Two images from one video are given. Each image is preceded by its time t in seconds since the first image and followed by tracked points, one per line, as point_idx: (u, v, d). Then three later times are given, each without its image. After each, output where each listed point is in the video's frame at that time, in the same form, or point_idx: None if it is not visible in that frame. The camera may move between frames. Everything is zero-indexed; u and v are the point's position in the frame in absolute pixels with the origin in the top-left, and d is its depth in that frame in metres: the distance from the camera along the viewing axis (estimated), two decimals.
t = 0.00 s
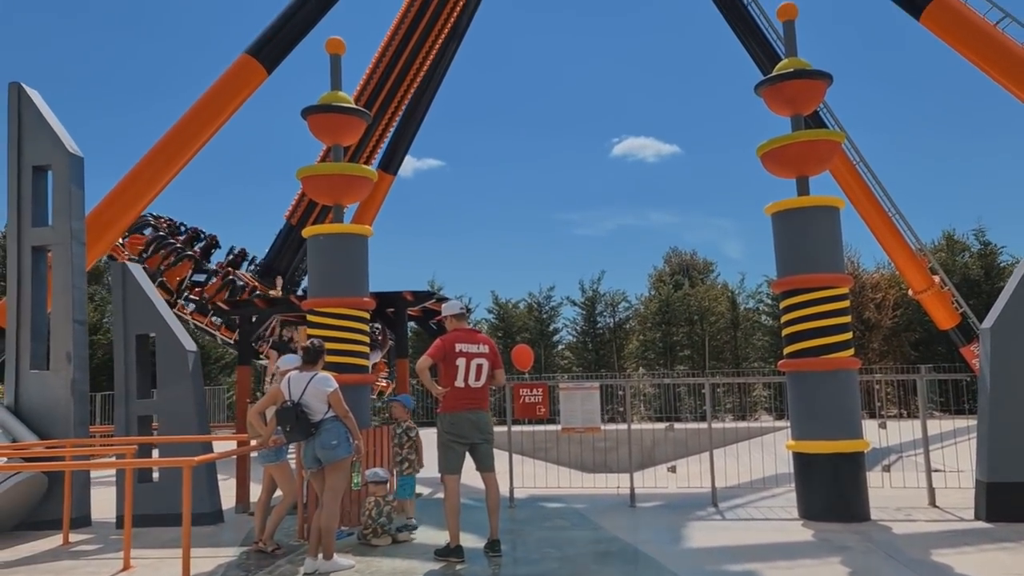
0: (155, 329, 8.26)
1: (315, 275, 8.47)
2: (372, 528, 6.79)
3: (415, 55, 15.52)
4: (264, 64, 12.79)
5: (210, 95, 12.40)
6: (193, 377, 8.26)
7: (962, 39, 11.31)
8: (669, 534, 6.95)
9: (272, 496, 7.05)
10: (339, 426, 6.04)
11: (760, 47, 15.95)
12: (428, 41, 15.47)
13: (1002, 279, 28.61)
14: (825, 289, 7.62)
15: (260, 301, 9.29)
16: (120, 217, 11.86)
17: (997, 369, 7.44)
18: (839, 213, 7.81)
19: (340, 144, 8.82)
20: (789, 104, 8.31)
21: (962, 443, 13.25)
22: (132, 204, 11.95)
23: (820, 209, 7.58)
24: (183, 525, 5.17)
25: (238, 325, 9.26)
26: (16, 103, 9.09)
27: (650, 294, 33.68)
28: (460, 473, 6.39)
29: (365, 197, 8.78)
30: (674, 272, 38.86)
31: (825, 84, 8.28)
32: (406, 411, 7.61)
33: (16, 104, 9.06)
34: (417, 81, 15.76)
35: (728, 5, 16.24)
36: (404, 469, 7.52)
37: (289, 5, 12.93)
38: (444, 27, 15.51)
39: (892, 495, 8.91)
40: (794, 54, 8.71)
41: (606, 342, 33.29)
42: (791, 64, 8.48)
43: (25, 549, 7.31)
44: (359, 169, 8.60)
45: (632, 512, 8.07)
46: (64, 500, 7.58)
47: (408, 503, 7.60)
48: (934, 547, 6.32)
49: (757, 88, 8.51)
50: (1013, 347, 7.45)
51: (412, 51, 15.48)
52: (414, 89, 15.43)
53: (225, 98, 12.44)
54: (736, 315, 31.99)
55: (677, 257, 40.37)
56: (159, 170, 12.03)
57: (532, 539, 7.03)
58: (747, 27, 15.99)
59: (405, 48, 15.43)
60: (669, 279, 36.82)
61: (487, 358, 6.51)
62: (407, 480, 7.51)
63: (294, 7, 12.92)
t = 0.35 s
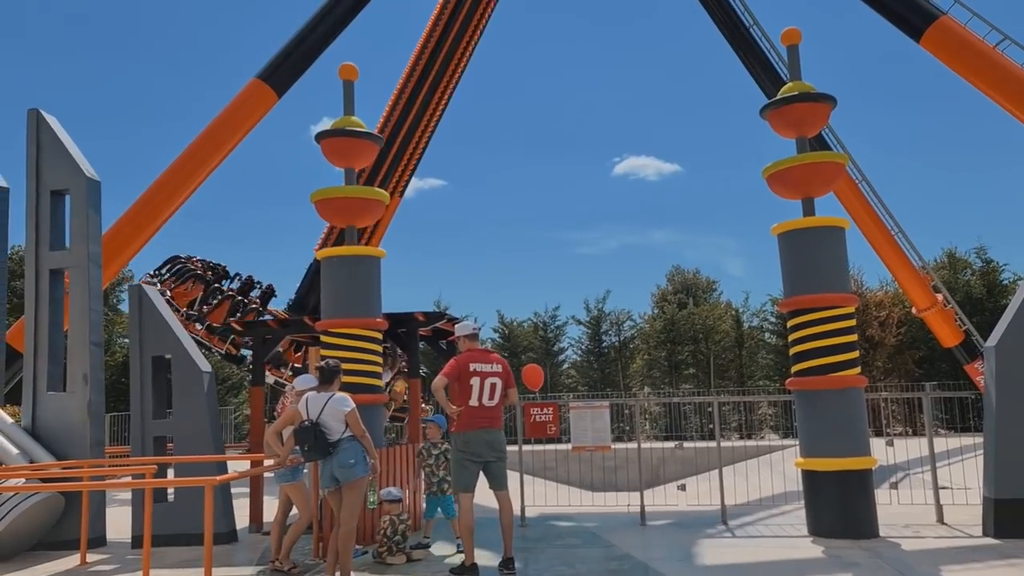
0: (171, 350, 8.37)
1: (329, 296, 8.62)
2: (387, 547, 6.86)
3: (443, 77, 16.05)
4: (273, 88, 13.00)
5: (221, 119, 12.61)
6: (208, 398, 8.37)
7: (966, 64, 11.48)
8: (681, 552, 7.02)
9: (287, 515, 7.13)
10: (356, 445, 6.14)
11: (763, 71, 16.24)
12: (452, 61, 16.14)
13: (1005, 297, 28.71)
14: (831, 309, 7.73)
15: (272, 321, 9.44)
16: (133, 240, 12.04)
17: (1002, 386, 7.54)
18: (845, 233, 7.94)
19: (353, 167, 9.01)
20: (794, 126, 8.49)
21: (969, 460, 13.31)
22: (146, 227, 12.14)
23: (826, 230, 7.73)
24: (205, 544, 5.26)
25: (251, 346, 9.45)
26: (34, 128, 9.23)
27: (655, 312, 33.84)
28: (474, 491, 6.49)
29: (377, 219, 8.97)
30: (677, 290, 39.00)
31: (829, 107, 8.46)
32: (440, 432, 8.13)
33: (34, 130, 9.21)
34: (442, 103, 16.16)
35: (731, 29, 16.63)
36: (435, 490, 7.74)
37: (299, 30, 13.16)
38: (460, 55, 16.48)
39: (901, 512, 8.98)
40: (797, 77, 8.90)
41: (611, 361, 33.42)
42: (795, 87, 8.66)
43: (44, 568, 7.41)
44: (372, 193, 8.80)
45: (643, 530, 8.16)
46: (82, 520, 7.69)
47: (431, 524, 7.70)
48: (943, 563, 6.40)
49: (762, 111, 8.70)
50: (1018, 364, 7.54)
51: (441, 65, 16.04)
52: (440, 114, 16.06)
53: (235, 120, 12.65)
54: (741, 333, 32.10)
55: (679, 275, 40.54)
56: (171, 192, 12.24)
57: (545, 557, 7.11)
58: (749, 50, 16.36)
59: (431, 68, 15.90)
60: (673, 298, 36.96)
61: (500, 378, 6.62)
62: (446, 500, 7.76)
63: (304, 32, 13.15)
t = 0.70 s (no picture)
0: (186, 351, 8.47)
1: (342, 297, 8.73)
2: (403, 543, 6.96)
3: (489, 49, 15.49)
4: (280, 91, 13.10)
5: (229, 122, 12.73)
6: (223, 398, 8.47)
7: (970, 62, 11.57)
8: (693, 547, 7.12)
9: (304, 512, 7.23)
10: (373, 443, 6.24)
11: (767, 73, 16.33)
12: (486, 65, 15.52)
13: (1007, 293, 28.77)
14: (839, 307, 7.83)
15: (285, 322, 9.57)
16: (143, 243, 12.15)
17: (1008, 381, 7.63)
18: (852, 231, 8.03)
19: (365, 169, 9.22)
20: (801, 127, 8.60)
21: (975, 455, 13.40)
22: (155, 231, 12.25)
23: (833, 228, 7.83)
24: (228, 541, 5.34)
25: (265, 347, 9.61)
26: (48, 132, 9.32)
27: (659, 311, 34.00)
28: (489, 487, 6.59)
29: (388, 220, 9.30)
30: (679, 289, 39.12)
31: (835, 107, 8.58)
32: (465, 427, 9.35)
33: (48, 134, 9.30)
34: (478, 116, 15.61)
35: (736, 30, 16.73)
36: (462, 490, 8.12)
37: (307, 32, 13.25)
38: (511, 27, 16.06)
39: (908, 506, 9.08)
40: (804, 77, 9.00)
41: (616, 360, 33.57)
42: (802, 88, 8.77)
43: (63, 567, 7.51)
44: (382, 195, 9.12)
45: (653, 526, 8.26)
46: (100, 519, 7.79)
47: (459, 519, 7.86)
48: (952, 555, 6.49)
49: (769, 111, 8.80)
50: None
51: (489, 39, 15.59)
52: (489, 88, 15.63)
53: (243, 123, 12.76)
54: (744, 331, 32.23)
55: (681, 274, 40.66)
56: (180, 195, 12.34)
57: (559, 552, 7.21)
58: (754, 50, 16.44)
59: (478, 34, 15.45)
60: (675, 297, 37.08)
61: (515, 376, 6.73)
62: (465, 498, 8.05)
63: (312, 34, 13.25)
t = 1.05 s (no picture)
0: (191, 352, 8.51)
1: (346, 298, 8.79)
2: (409, 542, 7.02)
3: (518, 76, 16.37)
4: (282, 91, 13.13)
5: (231, 123, 12.76)
6: (227, 398, 8.51)
7: (970, 67, 11.64)
8: (697, 546, 7.16)
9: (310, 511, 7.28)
10: (379, 443, 6.31)
11: (767, 74, 16.41)
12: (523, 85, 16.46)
13: (1005, 294, 28.88)
14: (839, 308, 7.90)
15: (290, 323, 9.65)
16: (145, 244, 12.18)
17: (1007, 382, 7.70)
18: (853, 233, 8.11)
19: (367, 171, 9.33)
20: (801, 129, 8.67)
21: (973, 455, 13.49)
22: (158, 231, 12.28)
23: (835, 230, 7.90)
24: (239, 541, 5.39)
25: (269, 347, 9.72)
26: (53, 134, 9.36)
27: (658, 312, 34.13)
28: (495, 488, 6.65)
29: (392, 222, 9.40)
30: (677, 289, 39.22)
31: (836, 110, 8.65)
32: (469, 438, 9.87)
33: (53, 135, 9.33)
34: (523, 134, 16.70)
35: (736, 32, 16.80)
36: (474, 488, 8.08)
37: (310, 32, 13.32)
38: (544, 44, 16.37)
39: (907, 506, 9.15)
40: (806, 80, 9.07)
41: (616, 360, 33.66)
42: (803, 90, 8.83)
43: (70, 566, 7.56)
44: (386, 197, 9.24)
45: (655, 525, 8.31)
46: (106, 519, 7.84)
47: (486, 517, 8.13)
48: (952, 554, 6.57)
49: (770, 114, 8.86)
50: None
51: (522, 64, 16.41)
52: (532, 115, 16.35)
53: (246, 125, 12.80)
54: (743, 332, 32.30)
55: (680, 273, 40.70)
56: (183, 196, 12.38)
57: (563, 552, 7.26)
58: (754, 51, 16.54)
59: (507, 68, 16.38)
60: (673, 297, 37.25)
61: (521, 376, 6.79)
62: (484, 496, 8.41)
63: (315, 34, 13.31)
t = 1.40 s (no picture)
0: (189, 351, 8.55)
1: (343, 298, 8.84)
2: (405, 541, 7.07)
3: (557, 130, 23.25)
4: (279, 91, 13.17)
5: (228, 123, 12.80)
6: (224, 397, 8.54)
7: (965, 68, 11.72)
8: (691, 544, 7.21)
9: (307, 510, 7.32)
10: (376, 442, 6.35)
11: (761, 74, 16.49)
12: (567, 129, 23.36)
13: (997, 293, 29.03)
14: (833, 307, 7.96)
15: (287, 323, 9.72)
16: (143, 242, 12.20)
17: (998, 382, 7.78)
18: (846, 233, 8.18)
19: (364, 171, 9.40)
20: (795, 130, 8.76)
21: (966, 454, 13.59)
22: (156, 229, 12.29)
23: (828, 230, 7.97)
24: (237, 539, 5.42)
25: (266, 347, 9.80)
26: (50, 134, 9.38)
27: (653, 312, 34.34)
28: (493, 487, 6.69)
29: (388, 222, 9.47)
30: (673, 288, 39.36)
31: (829, 111, 8.74)
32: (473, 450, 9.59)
33: (50, 135, 9.36)
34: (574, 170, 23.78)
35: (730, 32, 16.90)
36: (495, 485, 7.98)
37: (307, 32, 13.38)
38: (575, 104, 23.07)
39: (900, 504, 9.23)
40: (799, 81, 9.14)
41: (612, 359, 33.79)
42: (796, 92, 8.89)
43: (68, 565, 7.59)
44: (382, 197, 9.31)
45: (650, 524, 8.38)
46: (103, 517, 7.86)
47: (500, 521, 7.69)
48: (943, 551, 6.64)
49: (764, 115, 8.94)
50: (1014, 360, 7.77)
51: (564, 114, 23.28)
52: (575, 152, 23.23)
53: (243, 125, 12.84)
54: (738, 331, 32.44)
55: (676, 273, 40.79)
56: (181, 195, 12.41)
57: (559, 549, 7.32)
58: (749, 52, 16.64)
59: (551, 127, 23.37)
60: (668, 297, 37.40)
61: (517, 375, 6.84)
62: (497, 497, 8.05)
63: (311, 35, 13.36)
